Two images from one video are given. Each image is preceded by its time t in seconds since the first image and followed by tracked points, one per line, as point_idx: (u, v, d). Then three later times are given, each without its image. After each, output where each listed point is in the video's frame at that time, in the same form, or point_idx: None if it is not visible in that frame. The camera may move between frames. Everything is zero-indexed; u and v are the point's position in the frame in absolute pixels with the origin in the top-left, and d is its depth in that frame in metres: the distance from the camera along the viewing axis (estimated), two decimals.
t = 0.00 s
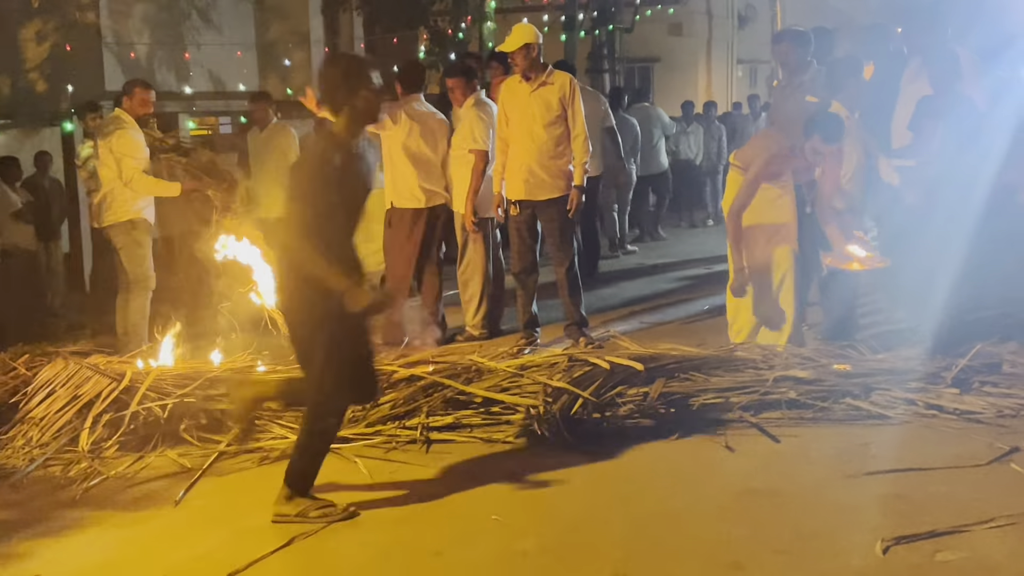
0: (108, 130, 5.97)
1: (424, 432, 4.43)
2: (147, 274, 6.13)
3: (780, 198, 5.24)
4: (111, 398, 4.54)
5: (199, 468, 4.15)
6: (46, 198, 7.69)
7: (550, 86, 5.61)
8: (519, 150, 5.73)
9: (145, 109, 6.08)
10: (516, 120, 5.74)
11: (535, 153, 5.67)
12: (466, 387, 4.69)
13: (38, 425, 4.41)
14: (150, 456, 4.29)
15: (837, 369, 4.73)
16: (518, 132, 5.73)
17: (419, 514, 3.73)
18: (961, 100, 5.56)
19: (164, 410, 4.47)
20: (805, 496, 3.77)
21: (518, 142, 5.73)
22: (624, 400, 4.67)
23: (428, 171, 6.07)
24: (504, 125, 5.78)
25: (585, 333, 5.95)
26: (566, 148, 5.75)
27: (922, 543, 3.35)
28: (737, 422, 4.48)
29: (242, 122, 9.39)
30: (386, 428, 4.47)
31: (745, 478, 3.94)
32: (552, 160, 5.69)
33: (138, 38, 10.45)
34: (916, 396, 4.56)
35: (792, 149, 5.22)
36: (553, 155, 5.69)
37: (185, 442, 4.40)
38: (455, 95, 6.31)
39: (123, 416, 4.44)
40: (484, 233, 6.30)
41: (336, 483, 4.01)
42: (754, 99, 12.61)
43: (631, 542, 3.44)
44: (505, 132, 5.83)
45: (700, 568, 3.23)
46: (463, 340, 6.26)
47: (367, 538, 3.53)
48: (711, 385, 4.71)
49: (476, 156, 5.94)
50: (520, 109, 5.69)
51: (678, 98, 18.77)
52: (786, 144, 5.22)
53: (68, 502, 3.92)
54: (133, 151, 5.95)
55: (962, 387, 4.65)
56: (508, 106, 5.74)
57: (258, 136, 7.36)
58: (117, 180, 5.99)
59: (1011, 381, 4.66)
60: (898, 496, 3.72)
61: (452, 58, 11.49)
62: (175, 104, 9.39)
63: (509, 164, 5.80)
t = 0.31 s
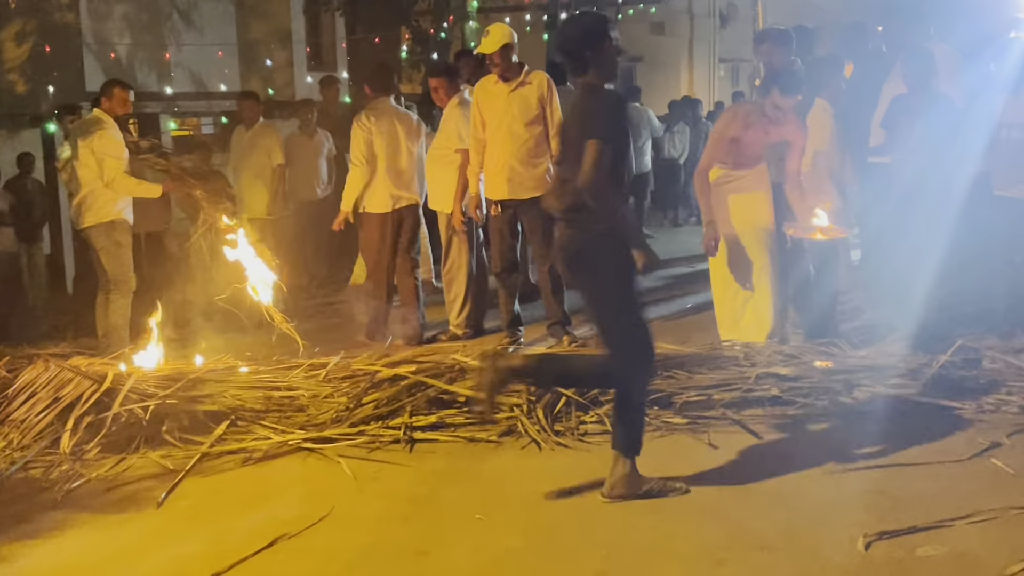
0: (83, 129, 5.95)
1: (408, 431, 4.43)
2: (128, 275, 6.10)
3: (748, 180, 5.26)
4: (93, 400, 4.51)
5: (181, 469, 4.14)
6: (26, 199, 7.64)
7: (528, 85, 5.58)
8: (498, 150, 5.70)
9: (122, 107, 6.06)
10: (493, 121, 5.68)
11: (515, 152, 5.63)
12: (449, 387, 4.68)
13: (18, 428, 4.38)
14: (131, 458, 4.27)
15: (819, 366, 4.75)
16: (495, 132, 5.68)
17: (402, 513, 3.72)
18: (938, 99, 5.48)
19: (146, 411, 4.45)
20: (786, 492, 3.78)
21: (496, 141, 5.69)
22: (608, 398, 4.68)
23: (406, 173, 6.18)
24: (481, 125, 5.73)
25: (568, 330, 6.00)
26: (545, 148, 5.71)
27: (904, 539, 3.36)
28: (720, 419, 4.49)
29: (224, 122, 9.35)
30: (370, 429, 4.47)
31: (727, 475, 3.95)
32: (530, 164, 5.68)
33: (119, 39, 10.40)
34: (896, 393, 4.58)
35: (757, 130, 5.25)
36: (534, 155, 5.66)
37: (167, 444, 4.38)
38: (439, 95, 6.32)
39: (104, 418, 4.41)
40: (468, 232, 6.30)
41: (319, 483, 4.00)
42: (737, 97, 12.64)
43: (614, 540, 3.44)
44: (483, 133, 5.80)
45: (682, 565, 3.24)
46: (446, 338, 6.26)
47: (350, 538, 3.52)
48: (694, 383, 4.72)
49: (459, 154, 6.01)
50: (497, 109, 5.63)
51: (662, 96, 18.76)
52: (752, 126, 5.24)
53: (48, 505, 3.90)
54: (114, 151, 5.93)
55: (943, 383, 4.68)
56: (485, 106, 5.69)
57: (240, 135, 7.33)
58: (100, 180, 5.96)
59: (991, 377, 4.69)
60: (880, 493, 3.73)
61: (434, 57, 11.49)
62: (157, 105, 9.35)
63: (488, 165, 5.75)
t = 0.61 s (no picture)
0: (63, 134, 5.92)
1: (387, 435, 4.43)
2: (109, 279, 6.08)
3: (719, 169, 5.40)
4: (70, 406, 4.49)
5: (160, 474, 4.13)
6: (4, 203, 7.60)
7: (507, 90, 5.67)
8: (478, 155, 5.74)
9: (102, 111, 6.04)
10: (473, 125, 5.72)
11: (496, 156, 5.68)
12: (429, 390, 4.69)
13: None
14: (109, 463, 4.26)
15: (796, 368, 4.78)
16: (475, 136, 5.73)
17: (379, 517, 3.73)
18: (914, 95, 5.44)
19: (125, 416, 4.44)
20: (763, 494, 3.80)
21: (477, 145, 5.74)
22: (587, 401, 4.70)
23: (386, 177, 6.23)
24: (461, 129, 5.78)
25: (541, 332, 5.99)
26: (524, 152, 5.79)
27: (880, 541, 3.39)
28: (698, 421, 4.51)
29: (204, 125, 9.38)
30: (349, 432, 4.47)
31: (705, 478, 3.97)
32: (512, 168, 5.73)
33: (97, 42, 10.38)
34: (874, 394, 4.62)
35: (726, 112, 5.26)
36: (513, 160, 5.71)
37: (145, 449, 4.37)
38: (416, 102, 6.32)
39: (82, 423, 4.39)
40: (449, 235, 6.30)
41: (297, 488, 3.99)
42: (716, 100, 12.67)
43: (591, 544, 3.45)
44: (461, 137, 5.82)
45: (660, 568, 3.26)
46: (426, 342, 6.26)
47: (327, 543, 3.52)
48: (673, 385, 4.75)
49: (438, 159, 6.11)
50: (476, 114, 5.69)
51: (645, 99, 18.75)
52: (718, 114, 5.30)
53: (26, 510, 3.88)
54: (96, 153, 5.89)
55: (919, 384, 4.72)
56: (463, 113, 5.74)
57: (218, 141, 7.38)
58: (83, 184, 5.91)
59: (967, 377, 4.74)
60: (855, 493, 3.77)
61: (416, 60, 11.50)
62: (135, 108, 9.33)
63: (469, 169, 5.77)
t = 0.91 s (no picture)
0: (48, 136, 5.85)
1: (361, 442, 4.40)
2: (82, 285, 6.02)
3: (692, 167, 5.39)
4: (39, 414, 4.43)
5: (131, 482, 4.09)
6: None
7: (497, 95, 5.68)
8: (466, 159, 5.76)
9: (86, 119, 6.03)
10: (463, 128, 5.74)
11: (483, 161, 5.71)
12: (403, 396, 4.67)
13: None
14: (79, 471, 4.22)
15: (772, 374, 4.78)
16: (463, 140, 5.75)
17: (350, 524, 3.71)
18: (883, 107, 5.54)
19: (95, 424, 4.39)
20: (735, 500, 3.81)
21: (465, 149, 5.77)
22: (562, 406, 4.69)
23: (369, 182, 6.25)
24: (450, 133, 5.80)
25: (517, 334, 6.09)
26: (512, 158, 5.82)
27: (853, 547, 3.39)
28: (673, 427, 4.51)
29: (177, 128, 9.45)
30: (323, 439, 4.44)
31: (677, 484, 3.96)
32: (499, 174, 5.78)
33: (70, 45, 10.54)
34: (848, 400, 4.62)
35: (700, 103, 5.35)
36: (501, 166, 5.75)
37: (116, 456, 4.32)
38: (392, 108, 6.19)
39: (52, 431, 4.34)
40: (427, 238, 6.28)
41: (269, 496, 3.96)
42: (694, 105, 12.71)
43: (563, 551, 3.43)
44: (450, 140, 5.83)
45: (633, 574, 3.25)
46: (401, 346, 6.23)
47: (298, 551, 3.49)
48: (648, 391, 4.74)
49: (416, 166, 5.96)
50: (465, 118, 5.72)
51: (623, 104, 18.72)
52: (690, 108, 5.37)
53: None
54: (83, 161, 5.88)
55: (893, 389, 4.73)
56: (454, 116, 5.76)
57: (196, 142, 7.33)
58: (65, 191, 5.85)
59: (941, 383, 4.75)
60: (827, 499, 3.77)
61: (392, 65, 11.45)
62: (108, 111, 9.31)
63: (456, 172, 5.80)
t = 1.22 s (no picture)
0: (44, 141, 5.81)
1: (348, 448, 4.40)
2: (70, 289, 6.00)
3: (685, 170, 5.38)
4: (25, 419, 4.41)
5: (116, 488, 4.07)
6: None
7: (507, 103, 5.74)
8: (472, 163, 5.80)
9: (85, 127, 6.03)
10: (472, 134, 5.78)
11: (491, 168, 5.76)
12: (390, 403, 4.67)
13: None
14: (65, 476, 4.20)
15: (758, 381, 4.79)
16: (471, 145, 5.80)
17: (338, 531, 3.69)
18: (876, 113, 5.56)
19: (80, 429, 4.37)
20: (722, 507, 3.81)
21: (473, 154, 5.81)
22: (548, 413, 4.70)
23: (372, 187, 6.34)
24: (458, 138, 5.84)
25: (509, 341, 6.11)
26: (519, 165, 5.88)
27: (840, 554, 3.40)
28: (660, 434, 4.52)
29: (164, 133, 9.57)
30: (310, 446, 4.43)
31: (664, 490, 3.97)
32: (506, 181, 5.81)
33: (58, 50, 10.58)
34: (834, 407, 4.64)
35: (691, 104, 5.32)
36: (509, 172, 5.80)
37: (101, 462, 4.30)
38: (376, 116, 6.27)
39: (37, 436, 4.32)
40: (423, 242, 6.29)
41: (256, 502, 3.94)
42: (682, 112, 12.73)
43: (550, 557, 3.43)
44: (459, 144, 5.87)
45: None
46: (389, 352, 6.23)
47: (286, 557, 3.48)
48: (635, 398, 4.75)
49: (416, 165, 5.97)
50: (475, 123, 5.75)
51: (612, 110, 18.70)
52: (684, 111, 5.34)
53: None
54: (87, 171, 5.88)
55: (879, 397, 4.75)
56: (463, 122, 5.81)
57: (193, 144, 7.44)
58: (68, 198, 5.84)
59: (926, 390, 4.77)
60: (813, 506, 3.78)
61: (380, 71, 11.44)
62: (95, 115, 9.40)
63: (462, 177, 5.84)
